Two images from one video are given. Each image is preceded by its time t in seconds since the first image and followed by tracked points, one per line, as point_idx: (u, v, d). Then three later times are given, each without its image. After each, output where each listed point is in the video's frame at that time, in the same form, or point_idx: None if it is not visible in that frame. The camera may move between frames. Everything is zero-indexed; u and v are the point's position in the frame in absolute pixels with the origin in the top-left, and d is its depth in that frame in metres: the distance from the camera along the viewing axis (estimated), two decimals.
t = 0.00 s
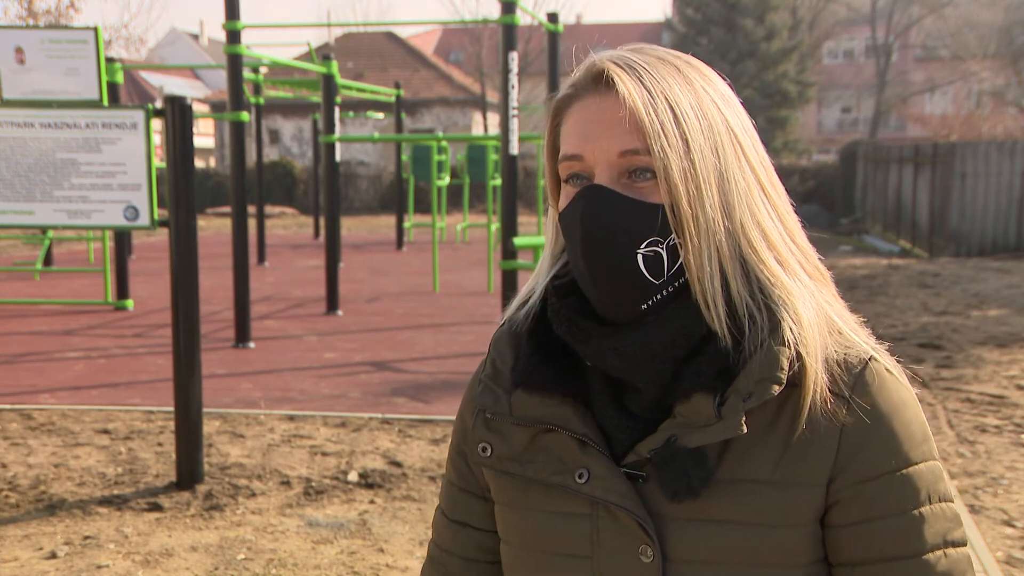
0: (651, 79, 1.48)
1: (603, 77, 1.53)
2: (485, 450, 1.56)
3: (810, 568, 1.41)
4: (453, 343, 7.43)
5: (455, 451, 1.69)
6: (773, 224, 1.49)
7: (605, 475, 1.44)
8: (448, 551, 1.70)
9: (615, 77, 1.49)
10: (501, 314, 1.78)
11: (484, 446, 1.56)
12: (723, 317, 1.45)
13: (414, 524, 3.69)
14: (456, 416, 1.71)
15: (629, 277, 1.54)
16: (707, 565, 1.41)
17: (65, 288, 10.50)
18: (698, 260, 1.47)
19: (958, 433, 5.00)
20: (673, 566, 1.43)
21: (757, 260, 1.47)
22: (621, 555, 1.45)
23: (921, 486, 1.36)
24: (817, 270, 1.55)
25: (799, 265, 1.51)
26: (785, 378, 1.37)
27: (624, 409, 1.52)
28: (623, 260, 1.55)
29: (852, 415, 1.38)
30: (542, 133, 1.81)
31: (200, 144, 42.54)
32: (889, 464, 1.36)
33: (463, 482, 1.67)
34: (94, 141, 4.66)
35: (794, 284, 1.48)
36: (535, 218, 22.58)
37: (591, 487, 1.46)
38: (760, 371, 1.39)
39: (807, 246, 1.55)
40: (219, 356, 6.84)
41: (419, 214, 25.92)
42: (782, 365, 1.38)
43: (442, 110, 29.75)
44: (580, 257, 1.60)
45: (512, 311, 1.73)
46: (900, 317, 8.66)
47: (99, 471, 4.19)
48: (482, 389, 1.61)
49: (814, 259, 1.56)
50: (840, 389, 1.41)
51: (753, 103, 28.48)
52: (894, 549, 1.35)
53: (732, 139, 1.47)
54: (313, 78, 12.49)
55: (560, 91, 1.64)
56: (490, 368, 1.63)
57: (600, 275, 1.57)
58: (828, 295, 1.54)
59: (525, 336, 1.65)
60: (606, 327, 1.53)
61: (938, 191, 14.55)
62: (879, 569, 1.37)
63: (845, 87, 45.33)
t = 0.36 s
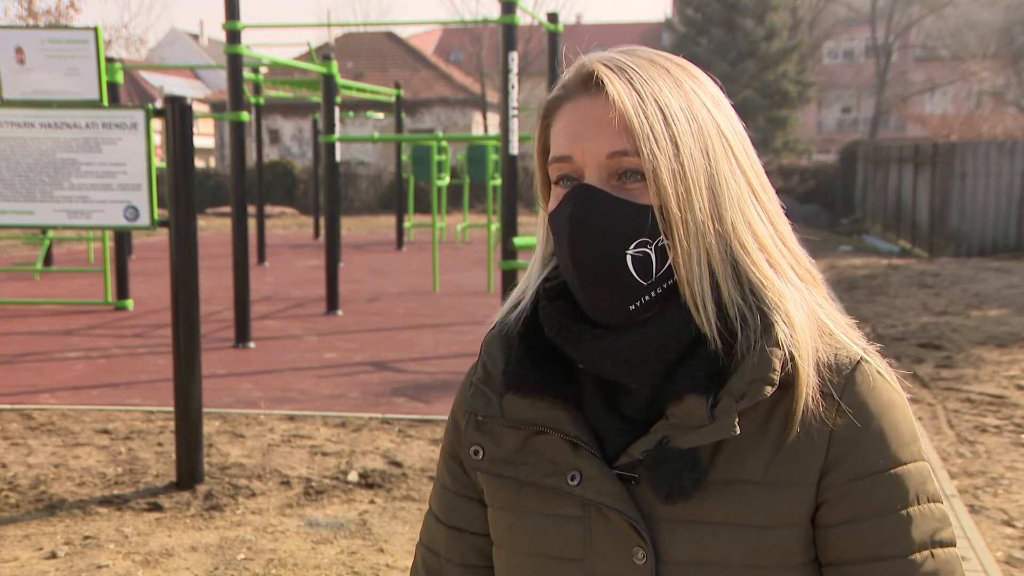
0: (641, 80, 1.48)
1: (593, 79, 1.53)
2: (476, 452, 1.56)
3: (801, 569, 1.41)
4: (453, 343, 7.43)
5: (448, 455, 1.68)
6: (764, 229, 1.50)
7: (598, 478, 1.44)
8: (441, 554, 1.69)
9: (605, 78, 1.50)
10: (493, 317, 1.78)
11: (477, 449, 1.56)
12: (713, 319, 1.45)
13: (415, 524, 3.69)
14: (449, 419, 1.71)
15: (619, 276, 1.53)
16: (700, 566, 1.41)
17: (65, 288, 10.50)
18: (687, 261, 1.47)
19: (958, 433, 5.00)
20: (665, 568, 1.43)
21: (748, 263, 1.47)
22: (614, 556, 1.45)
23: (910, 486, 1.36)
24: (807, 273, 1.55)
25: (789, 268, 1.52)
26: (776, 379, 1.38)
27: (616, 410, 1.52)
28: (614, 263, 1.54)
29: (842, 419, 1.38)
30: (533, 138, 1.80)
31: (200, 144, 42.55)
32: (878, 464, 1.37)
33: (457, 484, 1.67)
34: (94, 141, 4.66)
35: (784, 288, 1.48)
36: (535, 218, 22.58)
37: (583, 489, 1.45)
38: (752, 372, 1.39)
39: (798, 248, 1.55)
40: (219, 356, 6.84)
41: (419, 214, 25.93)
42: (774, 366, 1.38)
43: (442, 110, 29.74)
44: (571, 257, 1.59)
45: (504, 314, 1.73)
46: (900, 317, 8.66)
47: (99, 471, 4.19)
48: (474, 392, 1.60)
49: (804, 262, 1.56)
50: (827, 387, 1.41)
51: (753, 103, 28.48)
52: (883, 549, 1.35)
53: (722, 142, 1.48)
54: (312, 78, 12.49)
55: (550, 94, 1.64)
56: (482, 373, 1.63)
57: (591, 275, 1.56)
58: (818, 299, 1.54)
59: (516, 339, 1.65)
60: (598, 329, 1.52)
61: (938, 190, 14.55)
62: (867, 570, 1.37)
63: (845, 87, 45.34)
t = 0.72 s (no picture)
0: (644, 84, 1.48)
1: (596, 81, 1.53)
2: (473, 452, 1.56)
3: (796, 567, 1.41)
4: (453, 343, 7.43)
5: (444, 456, 1.68)
6: (763, 235, 1.50)
7: (595, 476, 1.44)
8: (436, 556, 1.69)
9: (608, 81, 1.49)
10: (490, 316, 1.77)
11: (474, 449, 1.56)
12: (708, 323, 1.45)
13: (415, 524, 3.69)
14: (445, 421, 1.71)
15: (617, 274, 1.54)
16: (695, 563, 1.42)
17: (65, 288, 10.50)
18: (685, 263, 1.47)
19: (958, 432, 5.00)
20: (662, 565, 1.43)
21: (746, 268, 1.47)
22: (610, 554, 1.45)
23: (904, 484, 1.36)
24: (804, 277, 1.55)
25: (787, 274, 1.51)
26: (772, 377, 1.38)
27: (613, 409, 1.52)
28: (612, 263, 1.54)
29: (838, 422, 1.38)
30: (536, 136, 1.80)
31: (200, 144, 42.55)
32: (871, 463, 1.36)
33: (453, 485, 1.67)
34: (94, 141, 4.66)
35: (781, 293, 1.47)
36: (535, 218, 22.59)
37: (580, 488, 1.46)
38: (746, 371, 1.39)
39: (796, 253, 1.55)
40: (219, 356, 6.84)
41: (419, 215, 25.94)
42: (768, 366, 1.38)
43: (442, 110, 29.74)
44: (569, 255, 1.59)
45: (501, 315, 1.73)
46: (900, 317, 8.66)
47: (99, 471, 4.19)
48: (471, 391, 1.60)
49: (802, 268, 1.55)
50: (820, 388, 1.41)
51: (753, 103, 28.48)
52: (876, 547, 1.35)
53: (724, 147, 1.48)
54: (312, 78, 12.49)
55: (551, 94, 1.64)
56: (479, 372, 1.63)
57: (589, 275, 1.56)
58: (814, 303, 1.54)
59: (512, 339, 1.65)
60: (595, 328, 1.52)
61: (938, 190, 14.55)
62: (861, 568, 1.37)
63: (845, 87, 45.35)
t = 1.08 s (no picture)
0: (671, 83, 1.47)
1: (623, 75, 1.51)
2: (468, 453, 1.55)
3: (789, 567, 1.41)
4: (454, 343, 7.43)
5: (439, 458, 1.68)
6: (771, 245, 1.51)
7: (588, 475, 1.45)
8: (430, 557, 1.70)
9: (637, 77, 1.48)
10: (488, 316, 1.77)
11: (468, 449, 1.55)
12: (700, 330, 1.46)
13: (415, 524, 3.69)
14: (440, 422, 1.71)
15: (615, 278, 1.54)
16: (689, 563, 1.42)
17: (65, 288, 10.50)
18: (688, 268, 1.48)
19: (958, 433, 5.00)
20: (655, 566, 1.43)
21: (754, 278, 1.47)
22: (604, 554, 1.45)
23: (900, 485, 1.36)
24: (806, 284, 1.55)
25: (791, 285, 1.52)
26: (765, 376, 1.38)
27: (606, 409, 1.52)
28: (610, 266, 1.55)
29: (835, 426, 1.38)
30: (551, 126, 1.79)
31: (200, 144, 42.55)
32: (868, 463, 1.37)
33: (448, 487, 1.67)
34: (94, 141, 4.66)
35: (786, 303, 1.48)
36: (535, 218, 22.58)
37: (574, 488, 1.46)
38: (741, 371, 1.40)
39: (801, 265, 1.56)
40: (219, 356, 6.84)
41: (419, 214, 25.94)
42: (763, 365, 1.39)
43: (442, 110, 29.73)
44: (570, 255, 1.59)
45: (500, 314, 1.72)
46: (900, 317, 8.66)
47: (99, 471, 4.19)
48: (466, 392, 1.60)
49: (805, 278, 1.56)
50: (818, 389, 1.42)
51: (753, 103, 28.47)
52: (871, 547, 1.36)
53: (739, 155, 1.48)
54: (313, 78, 12.49)
55: (574, 83, 1.62)
56: (474, 374, 1.63)
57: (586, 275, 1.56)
58: (816, 309, 1.55)
59: (508, 339, 1.65)
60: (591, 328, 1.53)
61: (938, 190, 14.55)
62: (857, 568, 1.37)
63: (844, 87, 45.34)
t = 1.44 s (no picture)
0: (656, 98, 1.46)
1: (606, 91, 1.50)
2: (464, 452, 1.56)
3: (782, 566, 1.41)
4: (454, 343, 7.43)
5: (437, 455, 1.69)
6: (763, 248, 1.50)
7: (582, 474, 1.45)
8: (429, 555, 1.70)
9: (620, 97, 1.47)
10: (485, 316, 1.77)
11: (464, 449, 1.55)
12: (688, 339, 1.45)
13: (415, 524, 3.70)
14: (437, 421, 1.71)
15: (608, 282, 1.54)
16: (682, 562, 1.42)
17: (65, 288, 10.50)
18: (676, 280, 1.48)
19: (958, 433, 5.00)
20: (649, 564, 1.43)
21: (746, 285, 1.47)
22: (598, 551, 1.45)
23: (889, 480, 1.36)
24: (800, 287, 1.55)
25: (784, 288, 1.52)
26: (757, 375, 1.39)
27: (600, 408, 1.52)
28: (604, 272, 1.54)
29: (825, 427, 1.38)
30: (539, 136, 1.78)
31: (200, 144, 42.54)
32: (857, 459, 1.37)
33: (446, 486, 1.67)
34: (94, 141, 4.66)
35: (780, 307, 1.48)
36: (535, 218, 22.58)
37: (568, 486, 1.46)
38: (732, 370, 1.40)
39: (794, 266, 1.56)
40: (219, 356, 6.84)
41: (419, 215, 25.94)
42: (755, 365, 1.39)
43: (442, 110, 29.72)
44: (562, 259, 1.59)
45: (495, 315, 1.72)
46: (900, 317, 8.66)
47: (99, 471, 4.19)
48: (461, 392, 1.60)
49: (798, 278, 1.56)
50: (810, 388, 1.42)
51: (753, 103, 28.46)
52: (863, 542, 1.35)
53: (731, 164, 1.48)
54: (313, 78, 12.49)
55: (555, 98, 1.61)
56: (470, 374, 1.63)
57: (580, 276, 1.56)
58: (809, 311, 1.55)
59: (502, 339, 1.65)
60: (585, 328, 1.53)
61: (938, 190, 14.54)
62: (848, 565, 1.36)
63: (845, 87, 45.30)
